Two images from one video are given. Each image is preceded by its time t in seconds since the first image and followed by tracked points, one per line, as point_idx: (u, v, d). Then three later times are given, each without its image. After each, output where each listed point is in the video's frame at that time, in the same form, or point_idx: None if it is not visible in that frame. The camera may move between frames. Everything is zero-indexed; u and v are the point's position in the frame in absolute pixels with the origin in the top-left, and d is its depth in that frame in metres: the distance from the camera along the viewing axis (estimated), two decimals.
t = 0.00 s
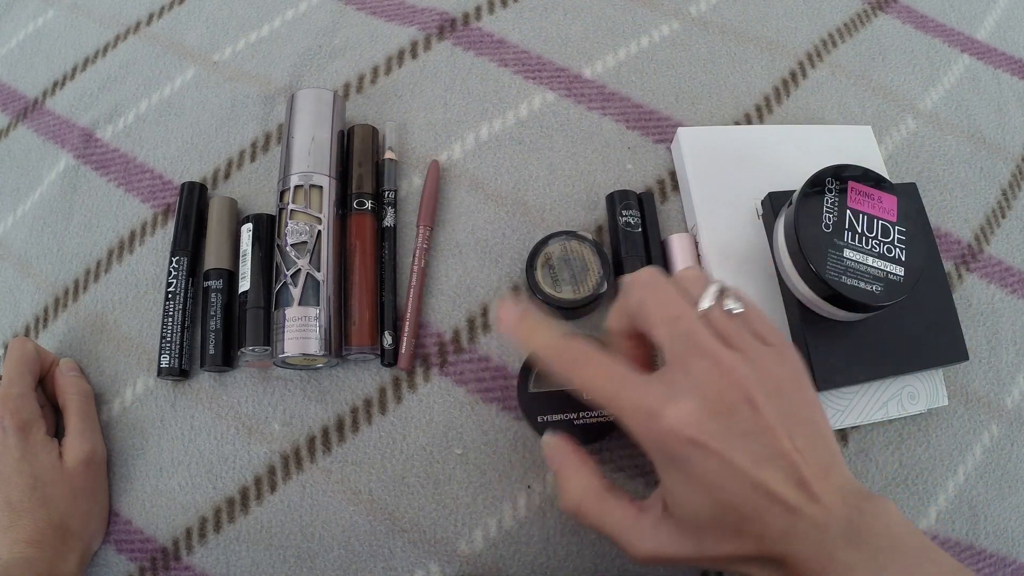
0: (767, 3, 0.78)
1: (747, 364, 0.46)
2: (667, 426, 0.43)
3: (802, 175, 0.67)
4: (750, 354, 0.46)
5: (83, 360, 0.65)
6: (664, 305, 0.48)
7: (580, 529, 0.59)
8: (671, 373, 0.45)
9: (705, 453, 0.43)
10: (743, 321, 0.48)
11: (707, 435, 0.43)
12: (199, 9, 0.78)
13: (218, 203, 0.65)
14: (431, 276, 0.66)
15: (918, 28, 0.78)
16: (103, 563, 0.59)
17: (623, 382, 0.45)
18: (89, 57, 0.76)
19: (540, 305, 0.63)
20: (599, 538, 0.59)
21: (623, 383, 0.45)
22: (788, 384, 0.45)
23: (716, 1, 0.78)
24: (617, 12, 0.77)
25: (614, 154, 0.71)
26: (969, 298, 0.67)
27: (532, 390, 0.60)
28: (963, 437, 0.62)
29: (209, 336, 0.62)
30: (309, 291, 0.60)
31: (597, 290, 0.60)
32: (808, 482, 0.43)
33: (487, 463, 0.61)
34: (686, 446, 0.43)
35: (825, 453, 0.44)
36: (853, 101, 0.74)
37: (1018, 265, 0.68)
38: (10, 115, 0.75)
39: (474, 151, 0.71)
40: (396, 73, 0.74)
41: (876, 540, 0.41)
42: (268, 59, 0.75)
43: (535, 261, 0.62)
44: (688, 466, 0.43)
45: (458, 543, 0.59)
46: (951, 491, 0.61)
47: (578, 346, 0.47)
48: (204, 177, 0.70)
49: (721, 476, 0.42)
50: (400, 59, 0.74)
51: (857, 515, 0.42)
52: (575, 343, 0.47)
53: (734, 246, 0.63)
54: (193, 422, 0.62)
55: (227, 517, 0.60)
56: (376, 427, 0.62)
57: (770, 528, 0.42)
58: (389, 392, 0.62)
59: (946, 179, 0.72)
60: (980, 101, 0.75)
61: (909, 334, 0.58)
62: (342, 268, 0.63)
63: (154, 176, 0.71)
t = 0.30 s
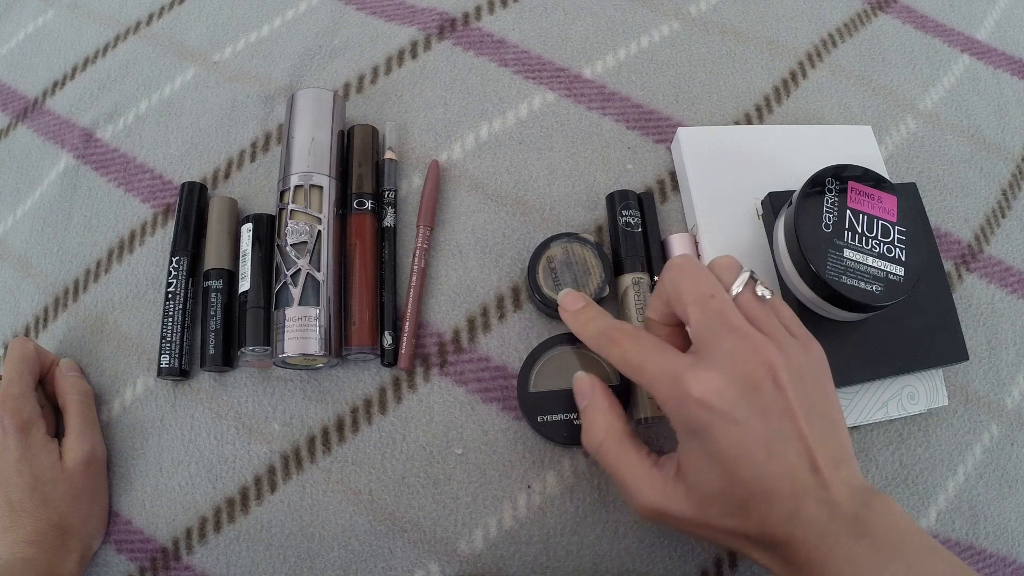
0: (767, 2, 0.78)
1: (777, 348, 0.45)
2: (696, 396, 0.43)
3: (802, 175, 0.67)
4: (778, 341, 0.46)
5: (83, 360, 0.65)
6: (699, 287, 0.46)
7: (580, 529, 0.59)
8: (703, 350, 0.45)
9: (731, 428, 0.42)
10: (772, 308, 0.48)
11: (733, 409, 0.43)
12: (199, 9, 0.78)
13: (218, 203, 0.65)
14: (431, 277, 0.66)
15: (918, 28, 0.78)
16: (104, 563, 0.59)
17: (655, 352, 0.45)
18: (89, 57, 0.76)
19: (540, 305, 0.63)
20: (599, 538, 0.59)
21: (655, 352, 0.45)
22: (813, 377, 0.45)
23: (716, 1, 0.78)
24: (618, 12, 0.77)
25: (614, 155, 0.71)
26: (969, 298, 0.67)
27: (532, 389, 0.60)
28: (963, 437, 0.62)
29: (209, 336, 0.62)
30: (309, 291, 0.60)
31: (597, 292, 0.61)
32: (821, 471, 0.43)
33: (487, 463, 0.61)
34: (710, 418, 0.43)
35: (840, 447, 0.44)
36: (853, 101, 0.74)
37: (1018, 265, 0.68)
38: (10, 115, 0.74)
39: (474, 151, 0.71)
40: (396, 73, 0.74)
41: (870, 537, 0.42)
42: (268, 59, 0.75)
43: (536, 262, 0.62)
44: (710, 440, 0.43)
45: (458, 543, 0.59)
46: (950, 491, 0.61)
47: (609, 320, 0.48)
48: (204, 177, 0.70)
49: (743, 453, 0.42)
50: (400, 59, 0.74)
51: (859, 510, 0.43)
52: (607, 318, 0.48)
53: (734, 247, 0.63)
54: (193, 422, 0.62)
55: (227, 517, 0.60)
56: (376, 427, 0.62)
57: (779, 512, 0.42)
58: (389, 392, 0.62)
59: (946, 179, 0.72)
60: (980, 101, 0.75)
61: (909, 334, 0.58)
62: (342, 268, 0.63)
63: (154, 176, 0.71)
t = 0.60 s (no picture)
0: (767, 2, 0.78)
1: (787, 339, 0.45)
2: (708, 384, 0.43)
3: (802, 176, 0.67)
4: (787, 332, 0.46)
5: (84, 360, 0.65)
6: (708, 279, 0.46)
7: (580, 528, 0.59)
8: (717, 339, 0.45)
9: (743, 416, 0.42)
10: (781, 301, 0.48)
11: (745, 398, 0.43)
12: (199, 8, 0.78)
13: (219, 203, 0.65)
14: (431, 277, 0.66)
15: (919, 28, 0.78)
16: (104, 563, 0.59)
17: (664, 342, 0.45)
18: (89, 57, 0.76)
19: (540, 305, 0.63)
20: (599, 538, 0.59)
21: (666, 344, 0.44)
22: (821, 368, 0.45)
23: (716, 1, 0.78)
24: (618, 12, 0.77)
25: (614, 155, 0.71)
26: (970, 298, 0.67)
27: (532, 389, 0.60)
28: (963, 437, 0.62)
29: (208, 336, 0.62)
30: (309, 291, 0.60)
31: (597, 292, 0.61)
32: (831, 461, 0.43)
33: (487, 463, 0.61)
34: (722, 406, 0.42)
35: (847, 439, 0.44)
36: (853, 101, 0.74)
37: (1018, 265, 0.68)
38: (10, 115, 0.75)
39: (474, 152, 0.71)
40: (396, 73, 0.74)
41: (877, 529, 0.43)
42: (268, 59, 0.75)
43: (536, 262, 0.62)
44: (722, 428, 0.43)
45: (458, 543, 0.59)
46: (950, 491, 0.61)
47: (614, 317, 0.48)
48: (204, 177, 0.70)
49: (754, 442, 0.42)
50: (400, 59, 0.74)
51: (867, 502, 0.43)
52: (611, 316, 0.48)
53: (734, 247, 0.63)
54: (193, 422, 0.62)
55: (227, 517, 0.60)
56: (376, 427, 0.62)
57: (789, 502, 0.43)
58: (389, 392, 0.62)
59: (946, 179, 0.72)
60: (980, 101, 0.75)
61: (909, 335, 0.58)
62: (343, 268, 0.63)
63: (154, 176, 0.71)
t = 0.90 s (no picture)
0: (767, 2, 0.78)
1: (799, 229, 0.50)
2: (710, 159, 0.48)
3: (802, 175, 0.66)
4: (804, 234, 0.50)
5: (84, 360, 0.65)
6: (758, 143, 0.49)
7: (580, 528, 0.59)
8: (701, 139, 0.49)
9: (718, 160, 0.48)
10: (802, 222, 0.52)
11: (727, 162, 0.48)
12: (199, 8, 0.78)
13: (218, 203, 0.65)
14: (431, 277, 0.66)
15: (918, 28, 0.78)
16: (103, 563, 0.59)
17: (681, 100, 0.50)
18: (89, 57, 0.76)
19: (540, 305, 0.63)
20: (599, 538, 0.59)
21: (681, 101, 0.50)
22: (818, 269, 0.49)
23: (716, 1, 0.78)
24: (618, 12, 0.77)
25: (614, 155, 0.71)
26: (971, 297, 0.67)
27: (532, 389, 0.60)
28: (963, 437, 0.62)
29: (208, 336, 0.62)
30: (309, 291, 0.60)
31: (597, 291, 0.61)
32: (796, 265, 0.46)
33: (487, 464, 0.61)
34: (683, 152, 0.49)
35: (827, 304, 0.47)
36: (853, 101, 0.74)
37: (1018, 265, 0.68)
38: (11, 115, 0.75)
39: (474, 152, 0.71)
40: (396, 73, 0.74)
41: (849, 355, 0.46)
42: (268, 59, 0.75)
43: (535, 261, 0.62)
44: (682, 148, 0.49)
45: (458, 543, 0.59)
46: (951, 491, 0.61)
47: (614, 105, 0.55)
48: (204, 177, 0.70)
49: (723, 187, 0.48)
50: (400, 59, 0.74)
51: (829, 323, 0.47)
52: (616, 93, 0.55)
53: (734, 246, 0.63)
54: (193, 422, 0.62)
55: (227, 517, 0.60)
56: (376, 427, 0.62)
57: (750, 238, 0.47)
58: (389, 392, 0.62)
59: (945, 179, 0.72)
60: (980, 101, 0.75)
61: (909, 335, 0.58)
62: (342, 268, 0.63)
63: (154, 175, 0.71)
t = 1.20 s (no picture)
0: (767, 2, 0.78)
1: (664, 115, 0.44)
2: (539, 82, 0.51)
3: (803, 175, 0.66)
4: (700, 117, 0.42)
5: (84, 360, 0.65)
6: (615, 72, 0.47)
7: (580, 528, 0.59)
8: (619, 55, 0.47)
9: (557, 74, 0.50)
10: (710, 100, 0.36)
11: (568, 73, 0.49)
12: (198, 8, 0.78)
13: (218, 203, 0.65)
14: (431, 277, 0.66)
15: (918, 28, 0.78)
16: (104, 563, 0.59)
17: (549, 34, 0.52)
18: (89, 57, 0.76)
19: (541, 305, 0.63)
20: (599, 538, 0.59)
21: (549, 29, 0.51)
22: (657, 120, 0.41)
23: (717, 1, 0.78)
24: (618, 13, 0.77)
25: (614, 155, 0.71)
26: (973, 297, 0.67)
27: (533, 389, 0.60)
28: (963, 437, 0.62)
29: (208, 336, 0.62)
30: (309, 291, 0.60)
31: (597, 290, 0.61)
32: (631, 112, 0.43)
33: (487, 464, 0.61)
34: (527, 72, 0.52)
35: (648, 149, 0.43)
36: (853, 101, 0.74)
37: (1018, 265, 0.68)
38: (10, 115, 0.75)
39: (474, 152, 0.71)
40: (396, 73, 0.74)
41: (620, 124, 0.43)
42: (268, 58, 0.75)
43: (536, 261, 0.62)
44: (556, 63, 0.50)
45: (458, 543, 0.59)
46: (951, 491, 0.61)
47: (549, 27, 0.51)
48: (204, 177, 0.70)
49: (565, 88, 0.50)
50: (400, 59, 0.74)
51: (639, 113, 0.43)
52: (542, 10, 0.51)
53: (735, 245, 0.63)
54: (193, 422, 0.62)
55: (227, 516, 0.60)
56: (376, 427, 0.62)
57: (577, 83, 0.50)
58: (389, 392, 0.62)
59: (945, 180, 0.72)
60: (980, 101, 0.75)
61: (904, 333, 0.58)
62: (342, 268, 0.63)
63: (154, 175, 0.71)
